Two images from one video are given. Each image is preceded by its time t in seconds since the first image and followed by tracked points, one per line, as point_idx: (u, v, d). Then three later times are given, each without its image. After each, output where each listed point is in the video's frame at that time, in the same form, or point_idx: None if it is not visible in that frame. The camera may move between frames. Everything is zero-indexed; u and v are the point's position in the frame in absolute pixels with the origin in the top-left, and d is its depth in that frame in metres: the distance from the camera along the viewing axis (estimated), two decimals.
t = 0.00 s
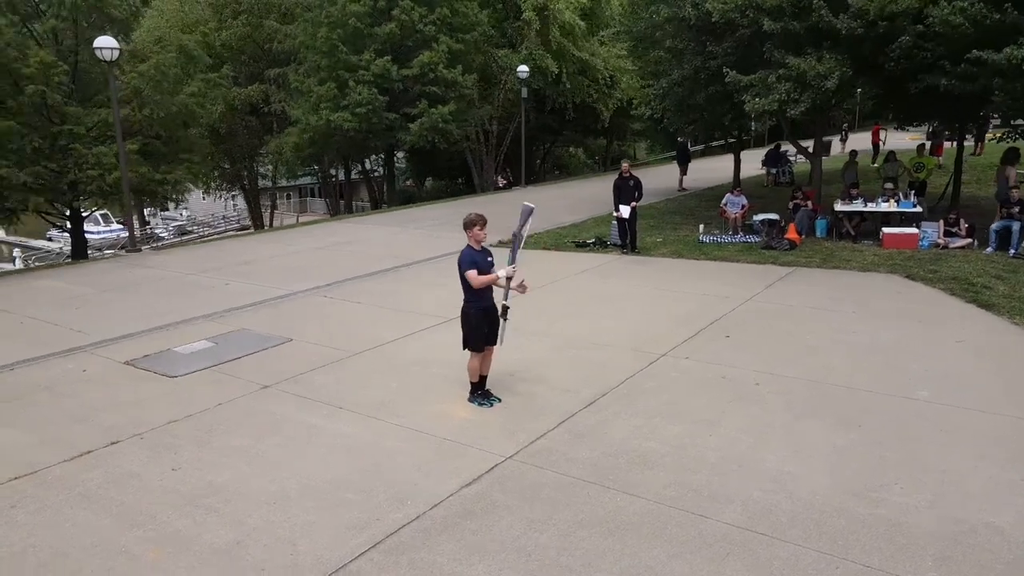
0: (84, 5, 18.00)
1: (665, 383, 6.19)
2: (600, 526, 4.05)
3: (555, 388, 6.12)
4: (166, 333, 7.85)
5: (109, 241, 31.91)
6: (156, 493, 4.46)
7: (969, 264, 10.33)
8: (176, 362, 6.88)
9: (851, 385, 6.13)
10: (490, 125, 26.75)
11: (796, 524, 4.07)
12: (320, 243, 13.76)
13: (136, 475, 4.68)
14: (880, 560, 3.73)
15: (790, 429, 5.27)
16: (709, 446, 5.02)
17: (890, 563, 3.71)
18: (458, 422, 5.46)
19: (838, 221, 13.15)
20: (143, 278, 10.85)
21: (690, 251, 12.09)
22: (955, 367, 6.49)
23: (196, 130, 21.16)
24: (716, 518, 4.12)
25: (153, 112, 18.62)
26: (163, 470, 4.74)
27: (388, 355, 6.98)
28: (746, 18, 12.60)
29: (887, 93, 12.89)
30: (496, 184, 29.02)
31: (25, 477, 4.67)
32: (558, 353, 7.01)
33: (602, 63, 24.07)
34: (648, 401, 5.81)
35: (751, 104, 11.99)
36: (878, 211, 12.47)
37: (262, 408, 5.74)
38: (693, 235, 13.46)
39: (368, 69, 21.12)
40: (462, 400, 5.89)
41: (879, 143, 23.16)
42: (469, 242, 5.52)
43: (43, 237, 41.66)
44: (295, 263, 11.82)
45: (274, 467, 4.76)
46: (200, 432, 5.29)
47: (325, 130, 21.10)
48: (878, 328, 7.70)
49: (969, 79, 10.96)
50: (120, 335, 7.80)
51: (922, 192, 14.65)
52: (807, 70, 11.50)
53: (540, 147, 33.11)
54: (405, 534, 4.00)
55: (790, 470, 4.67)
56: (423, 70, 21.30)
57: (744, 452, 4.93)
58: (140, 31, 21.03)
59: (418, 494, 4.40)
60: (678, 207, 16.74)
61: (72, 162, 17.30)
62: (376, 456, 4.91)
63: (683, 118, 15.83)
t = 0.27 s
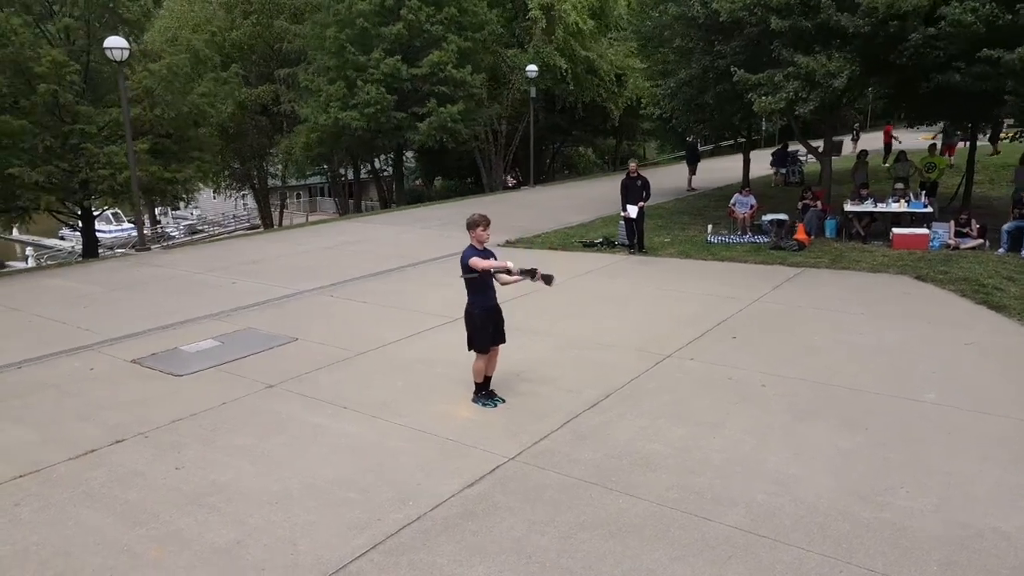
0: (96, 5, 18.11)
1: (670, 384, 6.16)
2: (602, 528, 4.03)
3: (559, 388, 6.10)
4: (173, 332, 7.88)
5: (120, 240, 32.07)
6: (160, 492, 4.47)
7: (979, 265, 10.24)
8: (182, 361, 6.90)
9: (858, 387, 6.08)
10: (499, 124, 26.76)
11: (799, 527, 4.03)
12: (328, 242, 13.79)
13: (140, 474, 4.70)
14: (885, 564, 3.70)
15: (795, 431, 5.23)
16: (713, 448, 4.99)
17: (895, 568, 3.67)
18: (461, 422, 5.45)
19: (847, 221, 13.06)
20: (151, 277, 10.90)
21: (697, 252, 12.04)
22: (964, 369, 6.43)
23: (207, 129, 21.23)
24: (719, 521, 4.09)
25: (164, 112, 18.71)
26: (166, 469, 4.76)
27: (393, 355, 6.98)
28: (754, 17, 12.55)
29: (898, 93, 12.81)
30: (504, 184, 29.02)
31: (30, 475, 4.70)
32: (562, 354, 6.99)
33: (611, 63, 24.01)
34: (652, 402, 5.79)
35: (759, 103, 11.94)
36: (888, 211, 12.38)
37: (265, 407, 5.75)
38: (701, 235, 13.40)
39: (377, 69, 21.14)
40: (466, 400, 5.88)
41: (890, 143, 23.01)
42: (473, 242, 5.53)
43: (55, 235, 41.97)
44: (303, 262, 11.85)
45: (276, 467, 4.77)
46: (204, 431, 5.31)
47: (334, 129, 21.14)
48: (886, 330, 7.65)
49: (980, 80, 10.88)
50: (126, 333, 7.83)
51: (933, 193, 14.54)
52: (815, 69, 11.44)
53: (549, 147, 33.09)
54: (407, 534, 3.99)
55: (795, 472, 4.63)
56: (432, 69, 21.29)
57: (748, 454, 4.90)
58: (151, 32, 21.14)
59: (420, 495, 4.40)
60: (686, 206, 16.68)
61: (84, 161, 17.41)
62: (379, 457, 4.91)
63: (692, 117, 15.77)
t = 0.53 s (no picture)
0: (101, 4, 18.14)
1: (674, 385, 6.14)
2: (606, 529, 4.01)
3: (563, 389, 6.08)
4: (177, 332, 7.88)
5: (125, 239, 32.15)
6: (162, 491, 4.47)
7: (986, 266, 10.18)
8: (186, 361, 6.91)
9: (863, 388, 6.05)
10: (504, 123, 26.72)
11: (804, 528, 4.01)
12: (332, 242, 13.79)
13: (143, 473, 4.69)
14: (890, 566, 3.67)
15: (800, 432, 5.21)
16: (717, 449, 4.96)
17: (901, 571, 3.64)
18: (464, 423, 5.44)
19: (853, 221, 13.01)
20: (156, 276, 10.92)
21: (702, 251, 12.01)
22: (971, 370, 6.39)
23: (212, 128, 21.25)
24: (723, 523, 4.07)
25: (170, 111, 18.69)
26: (169, 469, 4.76)
27: (396, 355, 6.97)
28: (758, 16, 12.51)
29: (903, 92, 12.76)
30: (509, 183, 29.00)
31: (34, 474, 4.70)
32: (566, 354, 6.97)
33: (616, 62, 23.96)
34: (656, 403, 5.77)
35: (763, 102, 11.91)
36: (894, 211, 12.31)
37: (268, 407, 5.75)
38: (705, 235, 13.36)
39: (381, 68, 21.10)
40: (469, 401, 5.87)
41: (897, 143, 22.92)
42: (474, 241, 5.51)
43: (61, 234, 42.09)
44: (307, 261, 11.85)
45: (279, 467, 4.76)
46: (207, 431, 5.30)
47: (338, 128, 21.14)
48: (892, 330, 7.60)
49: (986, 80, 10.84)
50: (131, 333, 7.83)
51: (939, 192, 14.46)
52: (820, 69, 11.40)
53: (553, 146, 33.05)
54: (409, 535, 3.98)
55: (799, 473, 4.61)
56: (437, 68, 21.21)
57: (752, 455, 4.87)
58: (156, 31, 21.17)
59: (422, 495, 4.38)
60: (691, 206, 16.64)
61: (90, 160, 17.47)
62: (382, 457, 4.90)
63: (696, 116, 15.73)
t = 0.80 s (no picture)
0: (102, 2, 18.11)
1: (676, 385, 6.11)
2: (609, 532, 3.98)
3: (565, 389, 6.06)
4: (178, 331, 7.86)
5: (127, 238, 32.13)
6: (163, 493, 4.45)
7: (989, 266, 10.14)
8: (186, 361, 6.88)
9: (867, 389, 6.01)
10: (505, 122, 26.66)
11: (809, 531, 3.98)
12: (333, 241, 13.77)
13: (143, 475, 4.67)
14: (896, 570, 3.64)
15: (804, 433, 5.18)
16: (720, 450, 4.94)
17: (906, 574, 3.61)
18: (466, 423, 5.41)
19: (855, 221, 12.97)
20: (157, 275, 10.89)
21: (704, 251, 11.97)
22: (976, 371, 6.35)
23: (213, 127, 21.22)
24: (728, 525, 4.04)
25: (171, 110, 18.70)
26: (170, 470, 4.73)
27: (398, 355, 6.95)
28: (759, 15, 12.47)
29: (907, 91, 12.71)
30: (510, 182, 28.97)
31: (34, 475, 4.68)
32: (568, 354, 6.95)
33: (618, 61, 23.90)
34: (659, 403, 5.75)
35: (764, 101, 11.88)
36: (896, 210, 12.28)
37: (269, 407, 5.72)
38: (707, 235, 13.32)
39: (382, 67, 21.05)
40: (471, 401, 5.84)
41: (899, 142, 22.86)
42: (479, 240, 5.48)
43: (62, 233, 42.05)
44: (308, 261, 11.82)
45: (279, 468, 4.74)
46: (208, 432, 5.28)
47: (339, 128, 21.10)
48: (895, 330, 7.57)
49: (990, 80, 10.79)
50: (132, 333, 7.81)
51: (942, 192, 14.42)
52: (821, 68, 11.36)
53: (554, 145, 33.01)
54: (411, 538, 3.95)
55: (803, 475, 4.58)
56: (438, 66, 21.15)
57: (756, 456, 4.85)
58: (157, 30, 21.13)
59: (425, 498, 4.35)
60: (692, 205, 16.60)
61: (91, 159, 17.45)
62: (384, 458, 4.87)
63: (698, 115, 15.69)
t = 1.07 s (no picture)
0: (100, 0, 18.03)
1: (678, 386, 6.08)
2: (613, 535, 3.94)
3: (566, 390, 6.03)
4: (177, 331, 7.82)
5: (126, 237, 32.08)
6: (162, 495, 4.42)
7: (991, 265, 10.11)
8: (186, 361, 6.85)
9: (870, 390, 5.98)
10: (504, 121, 26.61)
11: (814, 534, 3.95)
12: (333, 240, 13.73)
13: (142, 477, 4.64)
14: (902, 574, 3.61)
15: (807, 434, 5.14)
16: (724, 452, 4.90)
17: None
18: (468, 424, 5.38)
19: (856, 220, 12.94)
20: (156, 275, 10.86)
21: (705, 250, 11.94)
22: (979, 371, 6.32)
23: (212, 126, 21.18)
24: (732, 528, 4.01)
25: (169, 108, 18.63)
26: (169, 472, 4.70)
27: (399, 356, 6.92)
28: (758, 13, 12.44)
29: (908, 90, 12.67)
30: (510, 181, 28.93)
31: (32, 477, 4.65)
32: (569, 355, 6.91)
33: (618, 59, 23.85)
34: (661, 404, 5.71)
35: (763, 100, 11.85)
36: (897, 210, 12.24)
37: (270, 408, 5.69)
38: (708, 234, 13.29)
39: (381, 65, 20.98)
40: (472, 402, 5.81)
41: (899, 141, 22.82)
42: (483, 239, 5.45)
43: (61, 232, 41.97)
44: (308, 260, 11.78)
45: (280, 470, 4.71)
46: (207, 433, 5.24)
47: (338, 127, 21.06)
48: (897, 330, 7.54)
49: (992, 79, 10.75)
50: (131, 332, 7.78)
51: (943, 191, 14.39)
52: (821, 67, 11.32)
53: (554, 144, 32.97)
54: (413, 541, 3.91)
55: (807, 477, 4.55)
56: (437, 64, 21.07)
57: (759, 457, 4.82)
58: (156, 28, 21.05)
59: (426, 500, 4.32)
60: (693, 204, 16.57)
61: (90, 158, 17.38)
62: (385, 460, 4.83)
63: (698, 114, 15.65)
